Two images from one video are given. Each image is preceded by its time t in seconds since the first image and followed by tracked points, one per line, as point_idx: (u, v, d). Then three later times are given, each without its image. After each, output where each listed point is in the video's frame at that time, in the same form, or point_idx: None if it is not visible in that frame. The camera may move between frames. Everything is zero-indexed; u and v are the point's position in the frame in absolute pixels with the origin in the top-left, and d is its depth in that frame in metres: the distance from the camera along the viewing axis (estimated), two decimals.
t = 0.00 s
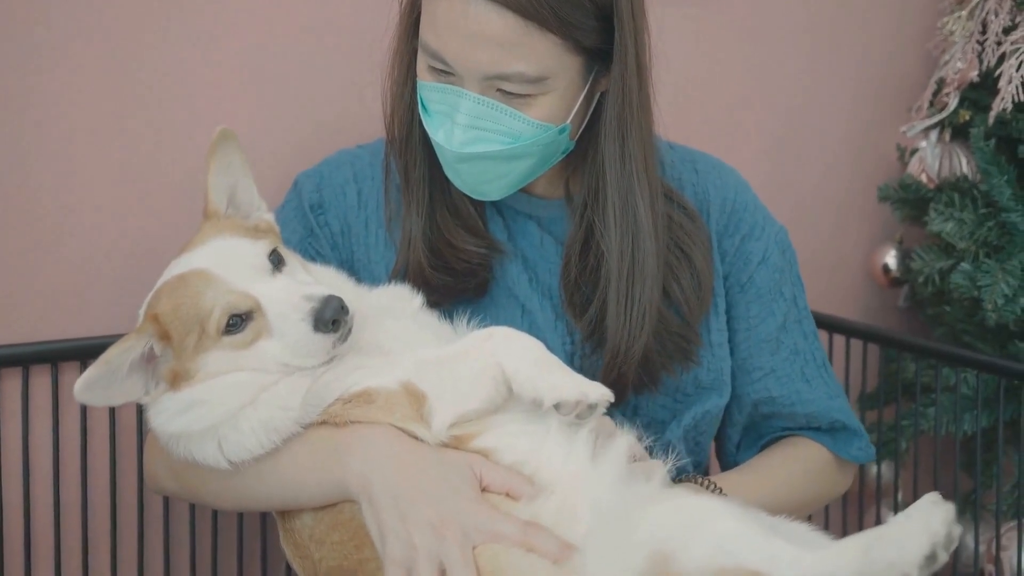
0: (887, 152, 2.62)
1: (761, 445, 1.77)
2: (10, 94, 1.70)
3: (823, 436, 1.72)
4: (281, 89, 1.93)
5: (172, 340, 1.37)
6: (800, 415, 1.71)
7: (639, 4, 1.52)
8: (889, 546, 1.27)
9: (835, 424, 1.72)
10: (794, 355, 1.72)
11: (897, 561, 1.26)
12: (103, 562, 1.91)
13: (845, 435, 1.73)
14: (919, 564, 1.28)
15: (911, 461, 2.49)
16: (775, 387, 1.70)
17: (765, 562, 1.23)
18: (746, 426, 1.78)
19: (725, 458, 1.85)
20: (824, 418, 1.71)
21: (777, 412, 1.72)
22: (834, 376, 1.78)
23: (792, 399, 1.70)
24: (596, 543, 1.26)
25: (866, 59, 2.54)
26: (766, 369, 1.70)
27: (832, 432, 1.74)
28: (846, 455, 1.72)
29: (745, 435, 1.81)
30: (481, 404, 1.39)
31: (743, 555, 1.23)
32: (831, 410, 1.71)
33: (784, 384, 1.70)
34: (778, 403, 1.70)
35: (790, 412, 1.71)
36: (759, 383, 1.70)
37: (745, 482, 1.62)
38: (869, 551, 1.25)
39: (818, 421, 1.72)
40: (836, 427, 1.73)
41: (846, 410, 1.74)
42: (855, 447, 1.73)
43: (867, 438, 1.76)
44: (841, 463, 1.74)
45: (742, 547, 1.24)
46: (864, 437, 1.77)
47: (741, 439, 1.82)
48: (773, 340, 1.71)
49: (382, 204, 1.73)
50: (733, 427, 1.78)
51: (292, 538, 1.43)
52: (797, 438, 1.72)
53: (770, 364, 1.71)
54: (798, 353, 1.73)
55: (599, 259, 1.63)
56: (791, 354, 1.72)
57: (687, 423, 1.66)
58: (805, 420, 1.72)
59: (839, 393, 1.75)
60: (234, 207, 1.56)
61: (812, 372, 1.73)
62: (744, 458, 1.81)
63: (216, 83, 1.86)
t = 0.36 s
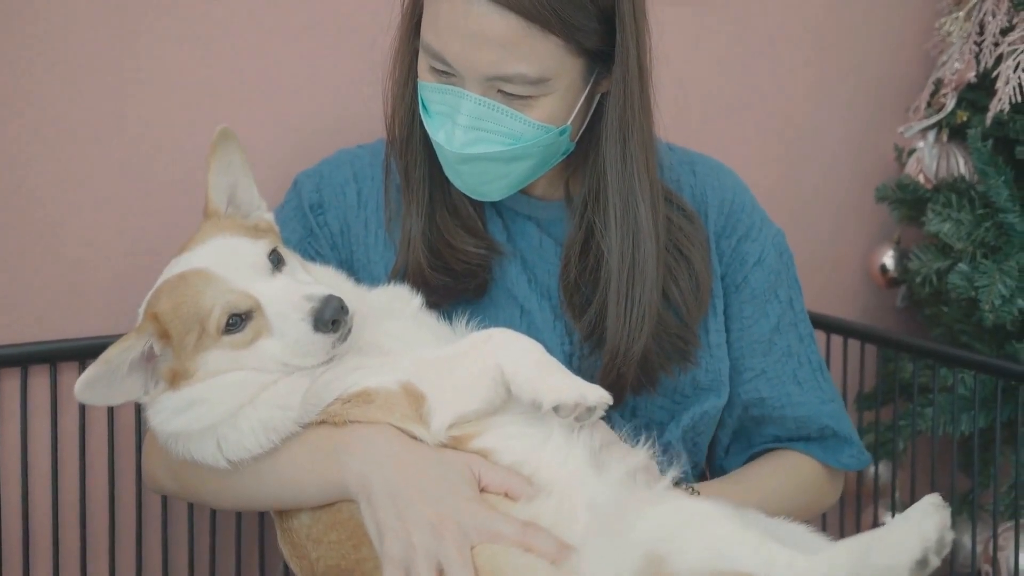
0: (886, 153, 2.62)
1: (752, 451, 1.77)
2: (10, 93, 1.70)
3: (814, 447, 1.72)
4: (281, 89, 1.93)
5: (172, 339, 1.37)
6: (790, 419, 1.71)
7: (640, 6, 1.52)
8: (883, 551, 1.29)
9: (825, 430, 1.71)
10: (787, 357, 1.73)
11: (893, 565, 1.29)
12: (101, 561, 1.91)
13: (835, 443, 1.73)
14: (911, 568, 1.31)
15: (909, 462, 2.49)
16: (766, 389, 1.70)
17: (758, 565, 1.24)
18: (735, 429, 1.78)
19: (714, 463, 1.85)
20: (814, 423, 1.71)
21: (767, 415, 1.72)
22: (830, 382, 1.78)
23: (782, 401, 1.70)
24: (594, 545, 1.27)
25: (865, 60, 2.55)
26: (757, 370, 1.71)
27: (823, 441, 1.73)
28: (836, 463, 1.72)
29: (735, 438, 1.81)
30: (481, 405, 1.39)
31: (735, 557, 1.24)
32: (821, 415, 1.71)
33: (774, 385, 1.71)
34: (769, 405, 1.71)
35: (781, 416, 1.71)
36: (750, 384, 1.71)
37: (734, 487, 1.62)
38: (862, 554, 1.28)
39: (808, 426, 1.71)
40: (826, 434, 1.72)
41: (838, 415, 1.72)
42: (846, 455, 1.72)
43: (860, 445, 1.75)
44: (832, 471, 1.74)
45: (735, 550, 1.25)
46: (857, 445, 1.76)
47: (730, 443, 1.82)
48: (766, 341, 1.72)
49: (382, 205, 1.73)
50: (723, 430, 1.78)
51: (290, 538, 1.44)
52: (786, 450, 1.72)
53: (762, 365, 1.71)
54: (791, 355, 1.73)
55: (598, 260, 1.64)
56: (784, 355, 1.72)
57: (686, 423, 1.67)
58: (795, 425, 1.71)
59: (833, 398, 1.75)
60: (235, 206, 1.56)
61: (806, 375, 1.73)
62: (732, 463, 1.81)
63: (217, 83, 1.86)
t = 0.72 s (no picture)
0: (884, 156, 2.63)
1: (746, 461, 1.77)
2: (10, 95, 1.70)
3: (807, 458, 1.72)
4: (281, 92, 1.94)
5: (171, 341, 1.37)
6: (784, 426, 1.71)
7: (639, 11, 1.52)
8: (880, 547, 1.29)
9: (817, 438, 1.71)
10: (780, 363, 1.73)
11: (888, 560, 1.28)
12: (100, 563, 1.91)
13: (830, 452, 1.73)
14: (911, 563, 1.30)
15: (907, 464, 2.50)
16: (758, 395, 1.71)
17: (758, 565, 1.24)
18: (730, 435, 1.79)
19: (709, 469, 1.85)
20: (806, 430, 1.71)
21: (761, 422, 1.72)
22: (824, 391, 1.79)
23: (775, 407, 1.71)
24: (592, 547, 1.27)
25: (863, 63, 2.55)
26: (751, 376, 1.72)
27: (817, 451, 1.73)
28: (834, 473, 1.73)
29: (730, 445, 1.81)
30: (480, 408, 1.39)
31: (735, 558, 1.24)
32: (814, 422, 1.71)
33: (767, 391, 1.72)
34: (762, 410, 1.71)
35: (774, 422, 1.71)
36: (744, 390, 1.72)
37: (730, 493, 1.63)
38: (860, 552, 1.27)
39: (801, 433, 1.71)
40: (819, 443, 1.72)
41: (830, 424, 1.73)
42: (840, 465, 1.73)
43: (853, 455, 1.76)
44: (825, 481, 1.75)
45: (734, 552, 1.25)
46: (850, 454, 1.76)
47: (725, 449, 1.82)
48: (760, 346, 1.73)
49: (382, 208, 1.73)
50: (718, 436, 1.79)
51: (289, 541, 1.44)
52: (778, 463, 1.72)
53: (754, 370, 1.72)
54: (785, 361, 1.74)
55: (596, 265, 1.64)
56: (777, 362, 1.73)
57: (683, 428, 1.67)
58: (788, 432, 1.71)
59: (827, 407, 1.75)
60: (235, 209, 1.56)
61: (799, 383, 1.74)
62: (726, 469, 1.82)
63: (217, 85, 1.87)
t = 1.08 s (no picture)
0: (884, 159, 2.63)
1: (745, 465, 1.77)
2: (10, 98, 1.70)
3: (808, 461, 1.73)
4: (281, 96, 1.94)
5: (169, 347, 1.37)
6: (784, 430, 1.71)
7: (637, 17, 1.52)
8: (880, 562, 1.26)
9: (818, 442, 1.72)
10: (779, 367, 1.74)
11: None
12: (99, 565, 1.91)
13: (830, 455, 1.74)
14: None
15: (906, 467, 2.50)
16: (758, 399, 1.71)
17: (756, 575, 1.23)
18: (730, 439, 1.79)
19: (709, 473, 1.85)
20: (807, 434, 1.71)
21: (761, 426, 1.72)
22: (823, 396, 1.79)
23: (775, 411, 1.71)
24: (588, 551, 1.28)
25: (863, 65, 2.55)
26: (750, 380, 1.72)
27: (817, 454, 1.74)
28: (834, 475, 1.73)
29: (731, 449, 1.81)
30: (477, 413, 1.39)
31: (733, 566, 1.23)
32: (814, 426, 1.71)
33: (766, 396, 1.72)
34: (762, 415, 1.71)
35: (775, 427, 1.71)
36: (743, 394, 1.72)
37: (729, 497, 1.63)
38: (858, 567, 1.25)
39: (802, 437, 1.72)
40: (819, 446, 1.73)
41: (830, 427, 1.73)
42: (841, 468, 1.73)
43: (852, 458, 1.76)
44: (826, 484, 1.75)
45: (733, 560, 1.24)
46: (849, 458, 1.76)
47: (726, 454, 1.82)
48: (759, 350, 1.73)
49: (381, 213, 1.73)
50: (719, 440, 1.79)
51: (288, 545, 1.44)
52: (779, 466, 1.72)
53: (753, 374, 1.72)
54: (784, 365, 1.74)
55: (595, 269, 1.64)
56: (776, 366, 1.74)
57: (682, 432, 1.67)
58: (789, 436, 1.71)
59: (826, 411, 1.76)
60: (232, 215, 1.56)
61: (798, 386, 1.75)
62: (726, 474, 1.81)
63: (216, 89, 1.87)
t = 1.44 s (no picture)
0: (884, 160, 2.62)
1: (744, 466, 1.77)
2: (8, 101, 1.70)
3: (806, 463, 1.73)
4: (279, 98, 1.94)
5: (168, 353, 1.37)
6: (782, 432, 1.71)
7: (635, 20, 1.52)
8: (880, 564, 1.27)
9: (816, 444, 1.72)
10: (778, 369, 1.74)
11: None
12: (98, 567, 1.91)
13: (827, 458, 1.74)
14: None
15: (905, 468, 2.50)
16: (756, 400, 1.71)
17: None
18: (729, 441, 1.79)
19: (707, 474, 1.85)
20: (806, 436, 1.71)
21: (760, 428, 1.72)
22: (823, 398, 1.79)
23: (774, 412, 1.71)
24: (587, 554, 1.28)
25: (863, 66, 2.55)
26: (749, 382, 1.72)
27: (815, 456, 1.74)
28: (831, 478, 1.73)
29: (728, 450, 1.81)
30: (476, 417, 1.39)
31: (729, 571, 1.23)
32: (813, 428, 1.72)
33: (765, 397, 1.72)
34: (761, 416, 1.71)
35: (773, 428, 1.71)
36: (742, 396, 1.72)
37: (728, 497, 1.63)
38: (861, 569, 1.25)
39: (800, 439, 1.72)
40: (817, 448, 1.73)
41: (828, 429, 1.73)
42: (838, 470, 1.73)
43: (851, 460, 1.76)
44: (824, 486, 1.75)
45: (729, 566, 1.23)
46: (848, 459, 1.77)
47: (724, 455, 1.82)
48: (758, 352, 1.73)
49: (380, 216, 1.73)
50: (717, 442, 1.79)
51: (287, 548, 1.45)
52: (776, 468, 1.72)
53: (753, 376, 1.72)
54: (783, 367, 1.74)
55: (594, 272, 1.64)
56: (775, 368, 1.74)
57: (681, 434, 1.67)
58: (787, 438, 1.71)
59: (824, 412, 1.76)
60: (229, 219, 1.56)
61: (797, 388, 1.75)
62: (724, 476, 1.82)
63: (215, 91, 1.87)
